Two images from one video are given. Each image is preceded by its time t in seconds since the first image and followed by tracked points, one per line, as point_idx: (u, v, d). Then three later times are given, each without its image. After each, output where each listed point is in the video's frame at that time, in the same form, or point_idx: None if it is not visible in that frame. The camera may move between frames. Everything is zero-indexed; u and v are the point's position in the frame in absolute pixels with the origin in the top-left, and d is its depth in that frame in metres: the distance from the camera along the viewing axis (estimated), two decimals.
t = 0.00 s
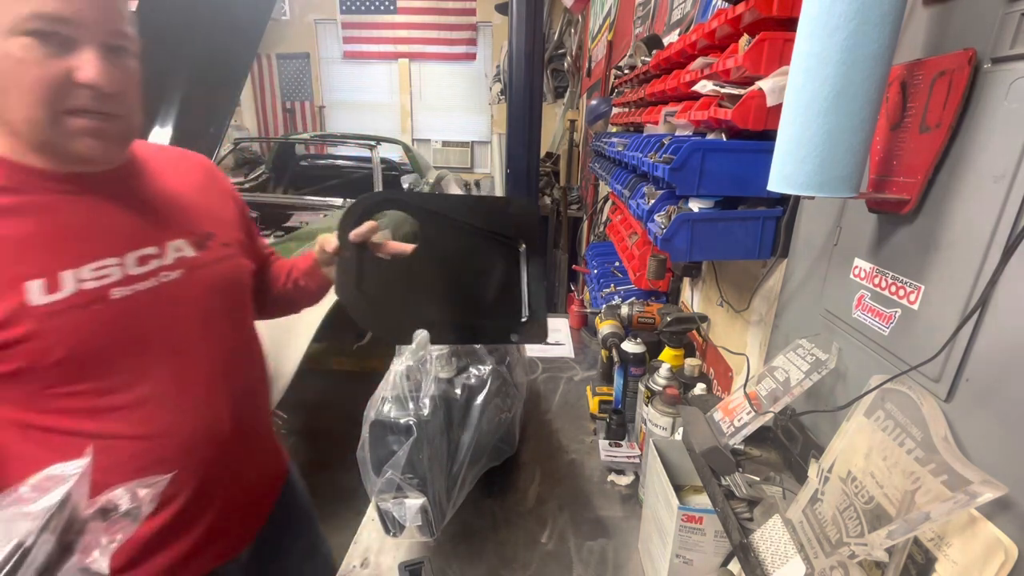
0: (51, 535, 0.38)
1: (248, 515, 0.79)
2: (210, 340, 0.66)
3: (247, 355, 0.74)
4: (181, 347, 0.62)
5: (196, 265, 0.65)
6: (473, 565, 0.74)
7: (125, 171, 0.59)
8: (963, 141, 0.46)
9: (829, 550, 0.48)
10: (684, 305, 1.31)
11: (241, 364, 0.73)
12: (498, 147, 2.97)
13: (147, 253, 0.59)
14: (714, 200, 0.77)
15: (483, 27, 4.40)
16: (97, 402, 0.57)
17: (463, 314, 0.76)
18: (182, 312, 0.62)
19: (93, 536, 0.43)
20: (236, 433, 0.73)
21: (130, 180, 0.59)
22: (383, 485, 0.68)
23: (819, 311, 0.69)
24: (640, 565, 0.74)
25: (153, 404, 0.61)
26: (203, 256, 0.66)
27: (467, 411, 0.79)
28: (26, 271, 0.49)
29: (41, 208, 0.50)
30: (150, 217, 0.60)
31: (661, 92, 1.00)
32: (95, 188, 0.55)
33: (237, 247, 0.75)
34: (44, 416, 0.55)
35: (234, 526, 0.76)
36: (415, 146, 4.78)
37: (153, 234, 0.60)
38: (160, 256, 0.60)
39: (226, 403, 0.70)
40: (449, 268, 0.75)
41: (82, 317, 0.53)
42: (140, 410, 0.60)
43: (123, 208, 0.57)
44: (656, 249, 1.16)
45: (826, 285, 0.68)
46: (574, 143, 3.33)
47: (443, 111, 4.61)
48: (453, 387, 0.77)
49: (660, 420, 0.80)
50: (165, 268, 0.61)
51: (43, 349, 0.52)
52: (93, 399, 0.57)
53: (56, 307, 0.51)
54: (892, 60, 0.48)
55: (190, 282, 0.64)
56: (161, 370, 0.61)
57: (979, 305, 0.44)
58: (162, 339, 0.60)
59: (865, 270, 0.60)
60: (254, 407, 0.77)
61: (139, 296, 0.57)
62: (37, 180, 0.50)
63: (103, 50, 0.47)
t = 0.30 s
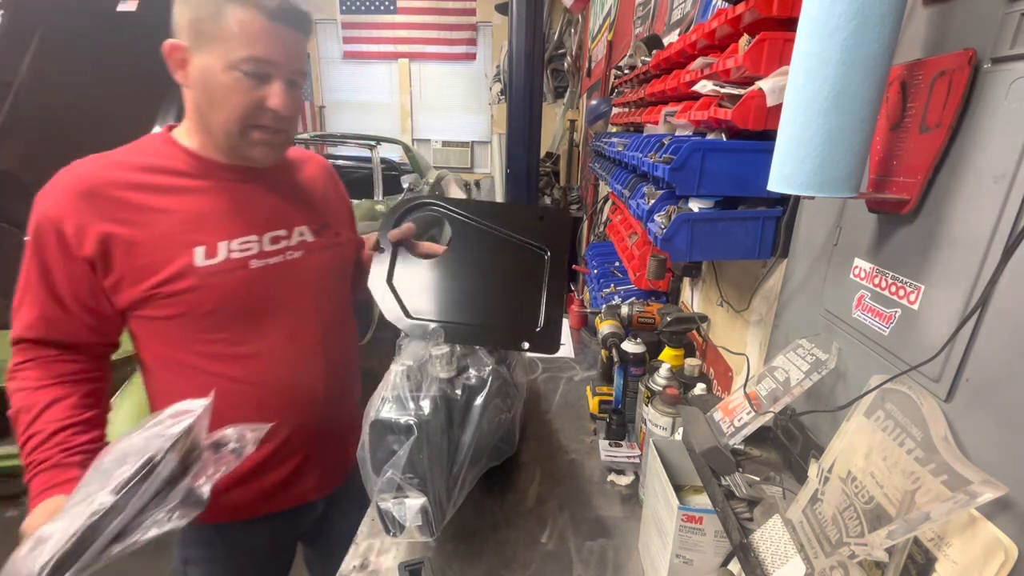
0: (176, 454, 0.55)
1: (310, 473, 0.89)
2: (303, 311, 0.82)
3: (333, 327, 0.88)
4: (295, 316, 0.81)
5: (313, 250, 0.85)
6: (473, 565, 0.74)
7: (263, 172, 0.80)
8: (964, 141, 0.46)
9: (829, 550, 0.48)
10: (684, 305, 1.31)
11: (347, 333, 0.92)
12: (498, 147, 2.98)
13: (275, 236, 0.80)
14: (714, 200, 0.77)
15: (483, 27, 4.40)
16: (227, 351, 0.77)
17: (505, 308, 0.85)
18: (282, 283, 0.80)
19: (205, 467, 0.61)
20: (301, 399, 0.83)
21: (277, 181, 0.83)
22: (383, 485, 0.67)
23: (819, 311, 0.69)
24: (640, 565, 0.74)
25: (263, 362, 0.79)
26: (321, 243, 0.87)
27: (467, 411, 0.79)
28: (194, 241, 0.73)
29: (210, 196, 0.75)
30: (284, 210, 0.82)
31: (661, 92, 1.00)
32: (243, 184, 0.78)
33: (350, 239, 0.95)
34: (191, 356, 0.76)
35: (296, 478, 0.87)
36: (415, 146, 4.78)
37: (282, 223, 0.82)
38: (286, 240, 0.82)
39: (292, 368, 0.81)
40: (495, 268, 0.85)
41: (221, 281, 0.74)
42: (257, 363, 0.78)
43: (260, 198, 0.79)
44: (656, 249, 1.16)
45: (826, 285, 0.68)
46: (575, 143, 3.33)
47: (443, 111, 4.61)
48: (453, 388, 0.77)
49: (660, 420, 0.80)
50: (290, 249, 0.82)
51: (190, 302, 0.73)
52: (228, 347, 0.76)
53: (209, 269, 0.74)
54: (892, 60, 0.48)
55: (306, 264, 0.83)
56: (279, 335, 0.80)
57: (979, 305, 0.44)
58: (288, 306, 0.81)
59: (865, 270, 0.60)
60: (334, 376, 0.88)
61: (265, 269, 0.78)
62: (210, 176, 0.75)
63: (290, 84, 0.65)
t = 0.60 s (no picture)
0: (226, 409, 0.68)
1: (327, 440, 1.02)
2: (324, 292, 0.98)
3: (349, 309, 1.02)
4: (316, 297, 0.97)
5: (335, 243, 1.01)
6: (473, 564, 0.74)
7: (296, 171, 0.98)
8: (964, 141, 0.46)
9: (829, 550, 0.48)
10: (684, 305, 1.30)
11: (363, 315, 1.07)
12: (498, 147, 2.98)
13: (301, 228, 0.96)
14: (713, 200, 0.77)
15: (483, 27, 4.40)
16: (256, 329, 0.93)
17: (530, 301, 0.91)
18: (307, 269, 0.95)
19: (253, 419, 0.74)
20: (320, 369, 0.97)
21: (307, 179, 0.99)
22: (383, 485, 0.68)
23: (819, 310, 0.69)
24: (640, 565, 0.74)
25: (286, 338, 0.94)
26: (345, 235, 1.03)
27: (467, 410, 0.79)
28: (229, 233, 0.90)
29: (244, 192, 0.92)
30: (312, 206, 0.98)
31: (661, 92, 1.00)
32: (273, 183, 0.95)
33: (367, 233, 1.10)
34: (228, 333, 0.92)
35: (312, 444, 1.00)
36: (415, 146, 4.77)
37: (307, 218, 0.97)
38: (312, 232, 0.98)
39: (312, 342, 0.97)
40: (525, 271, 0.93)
41: (253, 267, 0.90)
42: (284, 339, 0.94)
43: (291, 194, 0.96)
44: (656, 249, 1.16)
45: (826, 285, 0.67)
46: (575, 143, 3.33)
47: (443, 111, 4.61)
48: (453, 387, 0.77)
49: (660, 420, 0.80)
50: (315, 240, 0.98)
51: (224, 285, 0.89)
52: (257, 325, 0.93)
53: (242, 258, 0.90)
54: (892, 60, 0.48)
55: (328, 254, 0.99)
56: (307, 315, 0.96)
57: (979, 305, 0.44)
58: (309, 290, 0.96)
59: (865, 270, 0.60)
60: (352, 349, 1.03)
61: (291, 258, 0.94)
62: (245, 176, 0.92)
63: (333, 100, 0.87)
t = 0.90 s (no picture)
0: (225, 416, 0.67)
1: (329, 434, 1.02)
2: (327, 288, 0.98)
3: (352, 305, 1.02)
4: (318, 293, 0.97)
5: (337, 239, 1.00)
6: (473, 564, 0.74)
7: (297, 167, 0.98)
8: (964, 141, 0.46)
9: (829, 550, 0.48)
10: (684, 305, 1.30)
11: (366, 311, 1.06)
12: (498, 148, 2.98)
13: (302, 225, 0.96)
14: (714, 200, 0.77)
15: (482, 27, 4.39)
16: (258, 324, 0.93)
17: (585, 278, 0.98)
18: (308, 265, 0.95)
19: (251, 426, 0.73)
20: (323, 364, 0.97)
21: (309, 175, 0.99)
22: (383, 485, 0.67)
23: (820, 310, 0.69)
24: (640, 565, 0.74)
25: (288, 333, 0.94)
26: (348, 231, 1.03)
27: (467, 410, 0.79)
28: (231, 229, 0.90)
29: (246, 188, 0.92)
30: (313, 202, 0.98)
31: (661, 92, 1.00)
32: (275, 179, 0.95)
33: (371, 229, 1.09)
34: (231, 329, 0.92)
35: (314, 440, 1.00)
36: (415, 146, 4.77)
37: (308, 213, 0.97)
38: (313, 228, 0.97)
39: (315, 337, 0.97)
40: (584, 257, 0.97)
41: (254, 263, 0.90)
42: (286, 334, 0.94)
43: (293, 190, 0.96)
44: (656, 249, 1.16)
45: (826, 285, 0.67)
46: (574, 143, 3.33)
47: (443, 111, 4.61)
48: (453, 387, 0.77)
49: (660, 420, 0.80)
50: (317, 236, 0.97)
51: (226, 280, 0.89)
52: (260, 321, 0.93)
53: (244, 253, 0.90)
54: (892, 60, 0.48)
55: (330, 249, 0.99)
56: (309, 311, 0.96)
57: (979, 305, 0.44)
58: (312, 285, 0.96)
59: (865, 270, 0.60)
60: (355, 345, 1.03)
61: (293, 254, 0.94)
62: (248, 172, 0.93)
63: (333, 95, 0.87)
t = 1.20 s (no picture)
0: (217, 402, 0.69)
1: (329, 435, 1.02)
2: (329, 287, 0.97)
3: (354, 306, 1.01)
4: (320, 292, 0.96)
5: (340, 239, 1.00)
6: (473, 564, 0.74)
7: (303, 167, 0.98)
8: (964, 141, 0.46)
9: (829, 550, 0.48)
10: (684, 305, 1.30)
11: (370, 313, 1.06)
12: (498, 148, 2.98)
13: (305, 225, 0.95)
14: (713, 200, 0.77)
15: (483, 27, 4.39)
16: (260, 321, 0.93)
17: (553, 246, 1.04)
18: (309, 266, 0.95)
19: (242, 414, 0.74)
20: (324, 363, 0.97)
21: (315, 176, 0.99)
22: (383, 485, 0.67)
23: (819, 310, 0.69)
24: (640, 565, 0.74)
25: (290, 332, 0.94)
26: (350, 231, 1.02)
27: (467, 410, 0.79)
28: (234, 227, 0.90)
29: (250, 187, 0.92)
30: (316, 201, 0.98)
31: (661, 92, 1.00)
32: (280, 179, 0.95)
33: (376, 230, 1.09)
34: (234, 326, 0.92)
35: (315, 439, 1.00)
36: (415, 146, 4.77)
37: (312, 213, 0.97)
38: (315, 228, 0.97)
39: (317, 336, 0.96)
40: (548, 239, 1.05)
41: (256, 261, 0.90)
42: (287, 333, 0.94)
43: (299, 190, 0.96)
44: (656, 249, 1.16)
45: (826, 286, 0.68)
46: (575, 143, 3.33)
47: (443, 111, 4.61)
48: (453, 387, 0.77)
49: (660, 420, 0.80)
50: (319, 236, 0.97)
51: (228, 278, 0.89)
52: (262, 318, 0.93)
53: (246, 251, 0.90)
54: (892, 60, 0.48)
55: (332, 250, 0.98)
56: (311, 311, 0.96)
57: (979, 305, 0.44)
58: (314, 285, 0.95)
59: (865, 270, 0.60)
60: (357, 345, 1.02)
61: (295, 253, 0.93)
62: (253, 172, 0.93)
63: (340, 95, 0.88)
